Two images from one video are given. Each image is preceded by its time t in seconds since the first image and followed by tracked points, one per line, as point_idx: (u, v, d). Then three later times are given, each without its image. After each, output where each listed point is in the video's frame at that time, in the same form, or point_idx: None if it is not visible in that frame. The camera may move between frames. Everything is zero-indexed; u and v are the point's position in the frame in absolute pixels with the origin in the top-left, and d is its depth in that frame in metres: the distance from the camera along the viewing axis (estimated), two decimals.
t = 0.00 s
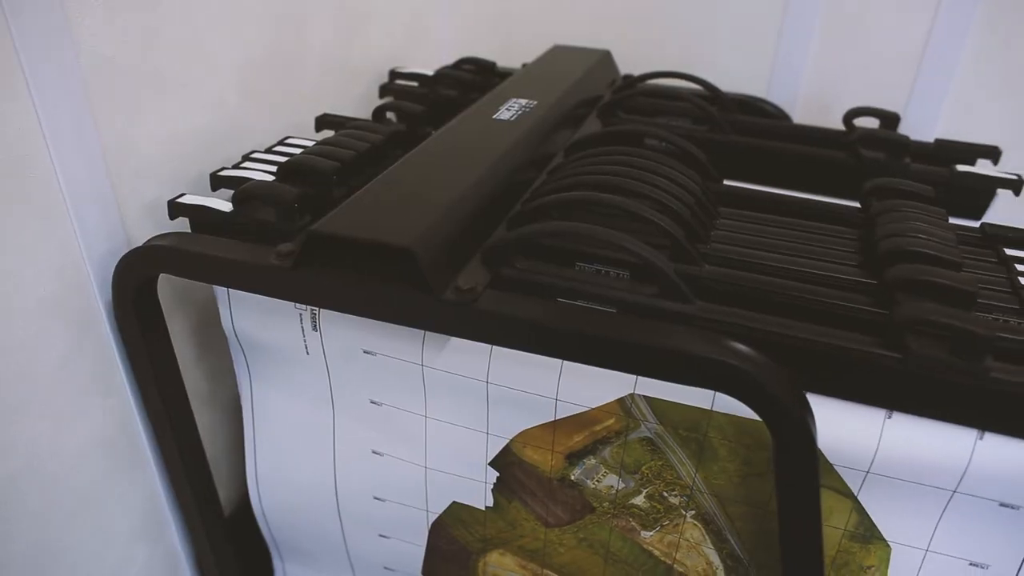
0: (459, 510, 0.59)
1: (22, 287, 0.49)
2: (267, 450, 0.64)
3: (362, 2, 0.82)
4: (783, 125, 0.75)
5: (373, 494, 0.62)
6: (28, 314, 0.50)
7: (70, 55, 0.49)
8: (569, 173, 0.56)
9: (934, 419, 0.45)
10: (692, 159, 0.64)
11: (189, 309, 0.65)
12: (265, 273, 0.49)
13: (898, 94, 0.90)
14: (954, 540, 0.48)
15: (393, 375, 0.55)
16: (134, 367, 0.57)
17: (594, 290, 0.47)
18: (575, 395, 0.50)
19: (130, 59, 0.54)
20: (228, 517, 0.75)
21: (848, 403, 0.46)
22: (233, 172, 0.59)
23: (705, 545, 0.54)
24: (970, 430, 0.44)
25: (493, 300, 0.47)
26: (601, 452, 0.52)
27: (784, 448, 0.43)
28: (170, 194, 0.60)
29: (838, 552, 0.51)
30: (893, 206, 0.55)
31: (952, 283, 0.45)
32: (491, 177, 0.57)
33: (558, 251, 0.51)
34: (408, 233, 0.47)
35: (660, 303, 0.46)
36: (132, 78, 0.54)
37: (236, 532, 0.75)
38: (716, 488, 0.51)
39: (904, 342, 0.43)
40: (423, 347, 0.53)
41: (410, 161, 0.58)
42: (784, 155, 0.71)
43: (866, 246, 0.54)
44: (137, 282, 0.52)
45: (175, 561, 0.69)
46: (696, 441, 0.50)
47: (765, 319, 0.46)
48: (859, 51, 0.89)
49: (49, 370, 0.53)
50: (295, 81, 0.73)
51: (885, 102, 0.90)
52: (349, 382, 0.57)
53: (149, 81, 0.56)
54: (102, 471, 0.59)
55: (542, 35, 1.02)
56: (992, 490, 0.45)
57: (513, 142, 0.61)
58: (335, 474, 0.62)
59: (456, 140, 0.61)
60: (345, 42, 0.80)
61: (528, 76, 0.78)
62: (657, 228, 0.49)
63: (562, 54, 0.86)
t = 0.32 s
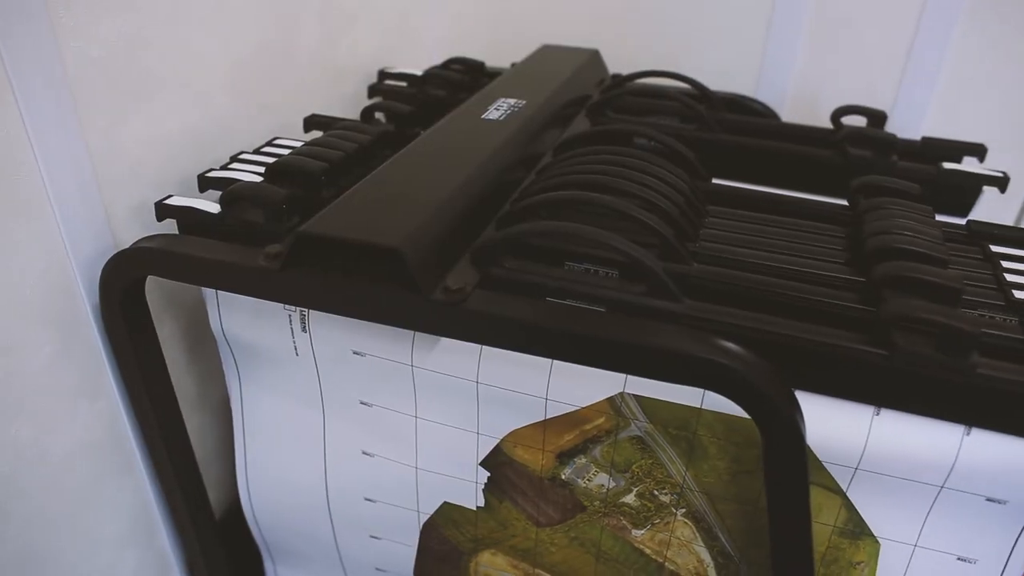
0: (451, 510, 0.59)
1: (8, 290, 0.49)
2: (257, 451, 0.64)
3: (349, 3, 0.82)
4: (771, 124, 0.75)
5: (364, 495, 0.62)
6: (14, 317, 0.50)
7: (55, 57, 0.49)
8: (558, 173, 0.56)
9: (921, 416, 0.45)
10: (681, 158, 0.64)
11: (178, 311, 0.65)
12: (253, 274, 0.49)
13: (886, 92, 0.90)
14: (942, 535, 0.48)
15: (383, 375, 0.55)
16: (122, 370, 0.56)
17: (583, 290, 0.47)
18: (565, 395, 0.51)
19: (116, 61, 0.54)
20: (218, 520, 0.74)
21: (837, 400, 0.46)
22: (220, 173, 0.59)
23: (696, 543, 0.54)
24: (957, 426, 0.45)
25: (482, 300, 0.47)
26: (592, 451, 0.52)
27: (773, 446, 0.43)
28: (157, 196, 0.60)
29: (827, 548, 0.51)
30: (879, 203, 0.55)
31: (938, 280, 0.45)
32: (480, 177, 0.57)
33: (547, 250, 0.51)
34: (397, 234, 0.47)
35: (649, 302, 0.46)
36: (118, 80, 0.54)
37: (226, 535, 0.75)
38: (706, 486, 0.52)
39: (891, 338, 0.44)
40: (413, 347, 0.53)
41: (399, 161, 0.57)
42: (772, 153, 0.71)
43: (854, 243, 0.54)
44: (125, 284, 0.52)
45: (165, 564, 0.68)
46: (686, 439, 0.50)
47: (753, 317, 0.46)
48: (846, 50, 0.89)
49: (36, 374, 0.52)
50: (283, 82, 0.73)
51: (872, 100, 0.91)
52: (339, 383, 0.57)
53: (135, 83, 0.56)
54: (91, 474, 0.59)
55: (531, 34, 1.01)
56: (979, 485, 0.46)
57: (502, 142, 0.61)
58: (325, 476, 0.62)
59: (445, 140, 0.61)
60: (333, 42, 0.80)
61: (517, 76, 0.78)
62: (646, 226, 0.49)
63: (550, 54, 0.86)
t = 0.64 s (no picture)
0: (442, 510, 0.59)
1: None
2: (247, 453, 0.64)
3: (337, 3, 0.82)
4: (759, 123, 0.76)
5: (355, 496, 0.62)
6: None
7: (38, 59, 0.48)
8: (547, 172, 0.56)
9: (908, 412, 0.45)
10: (670, 157, 0.64)
11: (166, 313, 0.64)
12: (241, 276, 0.49)
13: (873, 90, 0.90)
14: (929, 530, 0.49)
15: (373, 376, 0.55)
16: (110, 373, 0.56)
17: (573, 289, 0.47)
18: (555, 394, 0.51)
19: (101, 62, 0.53)
20: (209, 522, 0.74)
21: (825, 397, 0.46)
22: (208, 174, 0.58)
23: (687, 541, 0.54)
24: (944, 422, 0.45)
25: (471, 300, 0.47)
26: (582, 450, 0.53)
27: (762, 444, 0.43)
28: (144, 198, 0.59)
29: (817, 545, 0.51)
30: (867, 201, 0.56)
31: (925, 278, 0.45)
32: (469, 177, 0.57)
33: (536, 250, 0.51)
34: (386, 234, 0.47)
35: (638, 301, 0.46)
36: (104, 81, 0.54)
37: (217, 537, 0.74)
38: (696, 484, 0.52)
39: (879, 336, 0.44)
40: (403, 348, 0.53)
41: (387, 162, 0.57)
42: (761, 152, 0.71)
43: (841, 241, 0.54)
44: (112, 287, 0.52)
45: (156, 568, 0.68)
46: (676, 437, 0.50)
47: (743, 315, 0.46)
48: (834, 49, 0.89)
49: (22, 377, 0.52)
50: (270, 82, 0.73)
51: (860, 99, 0.91)
52: (329, 385, 0.57)
53: (121, 84, 0.55)
54: (79, 478, 0.58)
55: (520, 34, 1.01)
56: (966, 481, 0.46)
57: (491, 141, 0.61)
58: (316, 477, 0.62)
59: (434, 140, 0.61)
60: (321, 43, 0.80)
61: (505, 75, 0.78)
62: (635, 226, 0.49)
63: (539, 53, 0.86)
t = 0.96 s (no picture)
0: (433, 510, 0.59)
1: None
2: (237, 455, 0.63)
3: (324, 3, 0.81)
4: (747, 121, 0.76)
5: (345, 497, 0.61)
6: None
7: (22, 60, 0.48)
8: (536, 172, 0.56)
9: (895, 409, 0.45)
10: (658, 155, 0.64)
11: (154, 316, 0.64)
12: (229, 277, 0.49)
13: (860, 89, 0.91)
14: (917, 526, 0.49)
15: (362, 377, 0.55)
16: (98, 377, 0.56)
17: (562, 288, 0.47)
18: (545, 393, 0.51)
19: (86, 63, 0.53)
20: (199, 525, 0.74)
21: (813, 395, 0.47)
22: (196, 175, 0.58)
23: (677, 539, 0.54)
24: (932, 418, 0.45)
25: (460, 300, 0.47)
26: (572, 449, 0.53)
27: (751, 442, 0.43)
28: (131, 199, 0.59)
29: (807, 541, 0.52)
30: (854, 199, 0.56)
31: (913, 275, 0.46)
32: (457, 177, 0.57)
33: (525, 250, 0.51)
34: (374, 234, 0.47)
35: (627, 300, 0.46)
36: (90, 82, 0.54)
37: (207, 540, 0.74)
38: (686, 482, 0.52)
39: (866, 333, 0.44)
40: (392, 348, 0.53)
41: (376, 162, 0.57)
42: (749, 150, 0.71)
43: (829, 239, 0.54)
44: (99, 290, 0.51)
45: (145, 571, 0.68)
46: (666, 435, 0.51)
47: (731, 313, 0.46)
48: (821, 48, 0.90)
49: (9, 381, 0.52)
50: (258, 83, 0.72)
51: (847, 97, 0.92)
52: (319, 386, 0.57)
53: (106, 85, 0.55)
54: (67, 482, 0.58)
55: (509, 33, 1.01)
56: (952, 476, 0.46)
57: (479, 141, 0.61)
58: (306, 479, 0.62)
59: (423, 140, 0.61)
60: (308, 43, 0.80)
61: (494, 75, 0.78)
62: (624, 225, 0.49)
63: (527, 53, 0.86)
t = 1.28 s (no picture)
0: (424, 511, 0.59)
1: None
2: (227, 457, 0.63)
3: (311, 3, 0.81)
4: (735, 120, 0.76)
5: (336, 499, 0.61)
6: None
7: (5, 61, 0.48)
8: (524, 172, 0.56)
9: (883, 405, 0.46)
10: (647, 155, 0.65)
11: (143, 318, 0.64)
12: (217, 279, 0.48)
13: (847, 87, 0.91)
14: (905, 522, 0.49)
15: (352, 378, 0.55)
16: (85, 380, 0.55)
17: (551, 288, 0.47)
18: (534, 393, 0.51)
19: (70, 64, 0.53)
20: (190, 528, 0.73)
21: (802, 392, 0.47)
22: (183, 177, 0.58)
23: (668, 537, 0.54)
24: (919, 414, 0.45)
25: (449, 300, 0.47)
26: (563, 448, 0.53)
27: (740, 439, 0.43)
28: (118, 202, 0.59)
29: (796, 538, 0.52)
30: (842, 197, 0.56)
31: (899, 273, 0.46)
32: (446, 177, 0.57)
33: (514, 250, 0.51)
34: (363, 235, 0.47)
35: (615, 299, 0.46)
36: (75, 83, 0.53)
37: (198, 543, 0.74)
38: (676, 480, 0.52)
39: (853, 331, 0.44)
40: (382, 349, 0.52)
41: (364, 163, 0.57)
42: (737, 149, 0.72)
43: (817, 237, 0.55)
44: (86, 293, 0.51)
45: None
46: (656, 434, 0.51)
47: (720, 312, 0.46)
48: (808, 47, 0.90)
49: None
50: (245, 84, 0.72)
51: (835, 96, 0.92)
52: (309, 387, 0.57)
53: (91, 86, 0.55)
54: (55, 487, 0.57)
55: (497, 33, 1.01)
56: (940, 471, 0.47)
57: (468, 141, 0.61)
58: (297, 481, 0.62)
59: (411, 140, 0.61)
60: (296, 43, 0.79)
61: (482, 75, 0.78)
62: (612, 224, 0.49)
63: (516, 53, 0.86)
